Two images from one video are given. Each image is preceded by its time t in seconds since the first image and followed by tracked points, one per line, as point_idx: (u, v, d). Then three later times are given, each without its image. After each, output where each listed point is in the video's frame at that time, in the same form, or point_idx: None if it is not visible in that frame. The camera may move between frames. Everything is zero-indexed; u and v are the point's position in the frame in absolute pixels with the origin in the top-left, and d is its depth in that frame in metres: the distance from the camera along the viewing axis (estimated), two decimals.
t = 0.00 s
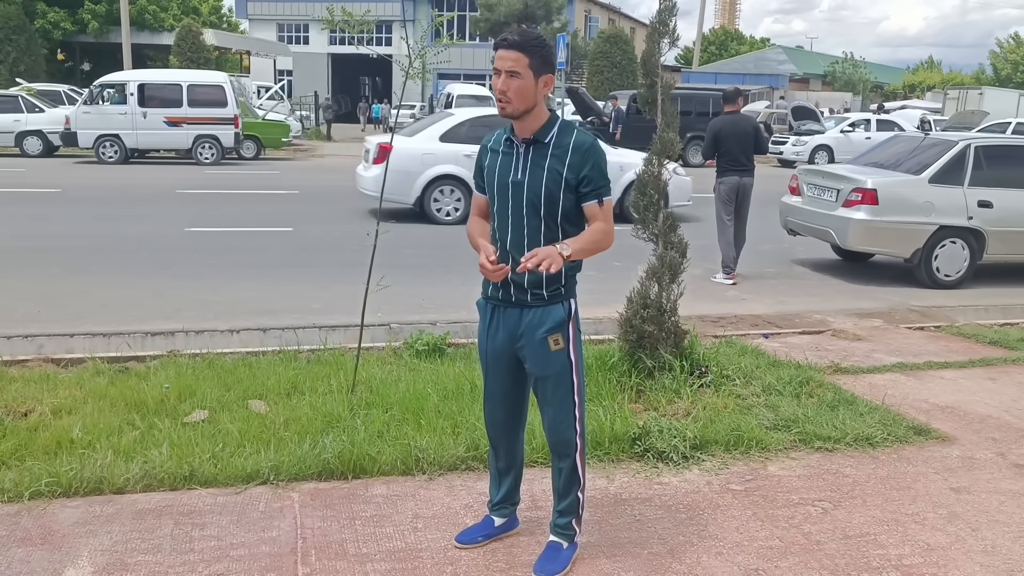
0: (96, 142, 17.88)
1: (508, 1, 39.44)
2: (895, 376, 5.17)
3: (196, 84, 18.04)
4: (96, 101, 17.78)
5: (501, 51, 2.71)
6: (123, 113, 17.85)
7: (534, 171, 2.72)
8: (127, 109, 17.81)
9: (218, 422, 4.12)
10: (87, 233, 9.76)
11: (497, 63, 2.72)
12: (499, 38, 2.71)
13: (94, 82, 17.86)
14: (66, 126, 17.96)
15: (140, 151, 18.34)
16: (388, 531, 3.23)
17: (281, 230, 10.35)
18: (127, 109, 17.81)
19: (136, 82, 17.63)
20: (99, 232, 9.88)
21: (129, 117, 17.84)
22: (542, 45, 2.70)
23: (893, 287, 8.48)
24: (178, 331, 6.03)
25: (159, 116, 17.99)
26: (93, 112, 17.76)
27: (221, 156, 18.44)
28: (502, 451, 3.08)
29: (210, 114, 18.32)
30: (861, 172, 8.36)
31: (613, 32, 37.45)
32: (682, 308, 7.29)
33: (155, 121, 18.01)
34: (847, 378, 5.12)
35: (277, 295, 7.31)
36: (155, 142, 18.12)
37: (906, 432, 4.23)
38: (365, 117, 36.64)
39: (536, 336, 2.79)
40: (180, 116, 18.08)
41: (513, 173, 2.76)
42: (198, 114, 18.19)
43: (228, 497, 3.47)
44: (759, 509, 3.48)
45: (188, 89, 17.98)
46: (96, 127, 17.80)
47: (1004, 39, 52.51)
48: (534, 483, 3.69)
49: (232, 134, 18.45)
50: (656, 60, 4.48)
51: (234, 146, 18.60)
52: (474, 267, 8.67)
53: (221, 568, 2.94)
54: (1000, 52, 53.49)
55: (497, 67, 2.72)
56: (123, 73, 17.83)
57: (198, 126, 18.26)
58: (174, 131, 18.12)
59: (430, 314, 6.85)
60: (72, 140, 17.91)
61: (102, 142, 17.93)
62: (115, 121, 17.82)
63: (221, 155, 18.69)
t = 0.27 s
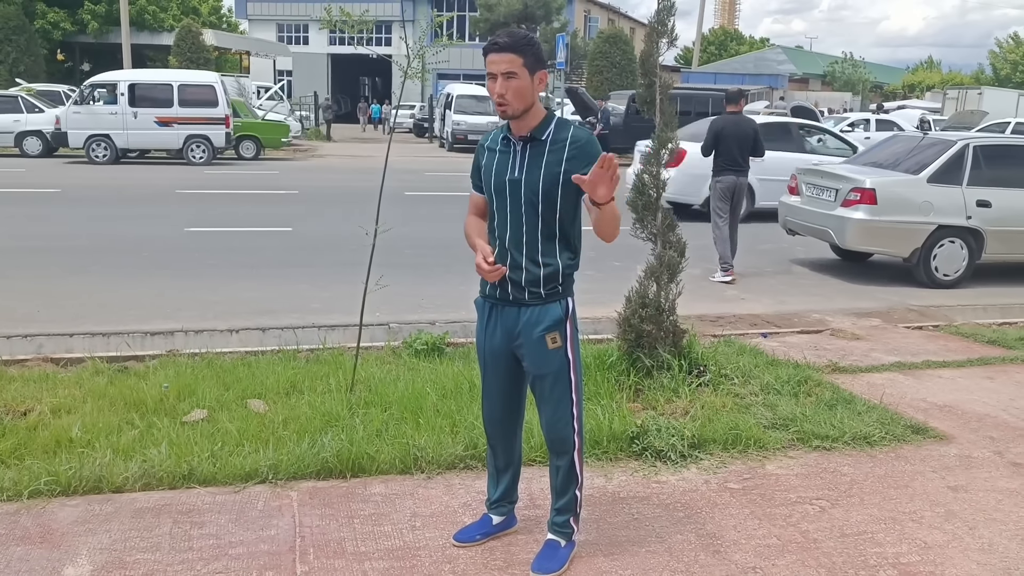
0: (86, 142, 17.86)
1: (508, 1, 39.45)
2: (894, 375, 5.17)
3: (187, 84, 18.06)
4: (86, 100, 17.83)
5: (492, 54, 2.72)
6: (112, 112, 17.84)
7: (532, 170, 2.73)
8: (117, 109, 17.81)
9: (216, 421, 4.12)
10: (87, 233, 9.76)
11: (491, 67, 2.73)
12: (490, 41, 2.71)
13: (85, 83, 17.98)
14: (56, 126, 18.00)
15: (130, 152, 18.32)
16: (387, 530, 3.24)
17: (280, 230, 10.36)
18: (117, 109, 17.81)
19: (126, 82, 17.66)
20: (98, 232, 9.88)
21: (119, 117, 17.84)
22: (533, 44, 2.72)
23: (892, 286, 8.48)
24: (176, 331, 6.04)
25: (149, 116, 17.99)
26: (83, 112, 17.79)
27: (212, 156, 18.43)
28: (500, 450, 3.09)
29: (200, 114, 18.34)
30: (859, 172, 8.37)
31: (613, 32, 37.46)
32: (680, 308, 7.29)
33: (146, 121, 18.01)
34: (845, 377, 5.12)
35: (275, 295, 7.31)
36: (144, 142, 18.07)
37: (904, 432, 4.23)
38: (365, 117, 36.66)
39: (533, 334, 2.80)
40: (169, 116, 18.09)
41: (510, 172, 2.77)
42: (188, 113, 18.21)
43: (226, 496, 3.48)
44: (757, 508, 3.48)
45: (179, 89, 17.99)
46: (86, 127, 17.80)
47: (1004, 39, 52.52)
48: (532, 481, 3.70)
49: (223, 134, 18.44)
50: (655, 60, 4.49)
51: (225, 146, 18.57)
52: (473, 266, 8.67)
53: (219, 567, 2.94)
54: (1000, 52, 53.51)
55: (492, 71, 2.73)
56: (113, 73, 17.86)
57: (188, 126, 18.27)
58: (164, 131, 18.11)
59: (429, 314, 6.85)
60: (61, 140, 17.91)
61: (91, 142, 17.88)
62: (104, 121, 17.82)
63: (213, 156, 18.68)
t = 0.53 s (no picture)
0: (80, 142, 17.88)
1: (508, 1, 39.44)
2: (892, 375, 5.18)
3: (181, 84, 18.06)
4: (79, 100, 17.84)
5: (485, 57, 2.73)
6: (106, 113, 17.86)
7: (530, 169, 2.74)
8: (110, 109, 17.82)
9: (217, 421, 4.13)
10: (86, 233, 9.77)
11: (483, 69, 2.73)
12: (481, 43, 2.72)
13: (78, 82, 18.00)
14: (49, 126, 18.01)
15: (123, 152, 18.32)
16: (386, 529, 3.25)
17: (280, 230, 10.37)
18: (111, 109, 17.83)
19: (119, 82, 17.68)
20: (98, 232, 9.89)
21: (113, 117, 17.85)
22: (524, 44, 2.73)
23: (891, 286, 8.49)
24: (176, 331, 6.04)
25: (143, 116, 18.00)
26: (76, 112, 17.80)
27: (205, 156, 18.44)
28: (500, 449, 3.10)
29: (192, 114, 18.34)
30: (858, 172, 8.39)
31: (613, 32, 37.45)
32: (679, 308, 7.29)
33: (140, 121, 18.02)
34: (844, 376, 5.14)
35: (274, 296, 7.32)
36: (138, 142, 18.07)
37: (902, 431, 4.24)
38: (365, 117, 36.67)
39: (534, 334, 2.81)
40: (163, 116, 18.08)
41: (507, 173, 2.78)
42: (181, 113, 18.20)
43: (227, 495, 3.49)
44: (755, 507, 3.49)
45: (172, 90, 18.02)
46: (79, 127, 17.81)
47: (1004, 39, 52.54)
48: (531, 481, 3.71)
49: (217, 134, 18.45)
50: (653, 60, 4.51)
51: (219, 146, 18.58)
52: (473, 266, 8.69)
53: (219, 565, 2.95)
54: (1000, 52, 53.52)
55: (484, 73, 2.74)
56: (107, 73, 17.88)
57: (182, 126, 18.28)
58: (158, 131, 18.11)
59: (428, 314, 6.86)
60: (55, 140, 17.93)
61: (85, 142, 17.89)
62: (97, 121, 17.82)
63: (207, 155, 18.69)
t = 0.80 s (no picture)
0: (77, 142, 17.87)
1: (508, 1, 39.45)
2: (890, 374, 5.19)
3: (178, 84, 18.08)
4: (76, 100, 17.85)
5: (486, 53, 2.75)
6: (101, 113, 17.86)
7: (526, 169, 2.76)
8: (107, 109, 17.83)
9: (217, 419, 4.15)
10: (86, 233, 9.78)
11: (484, 65, 2.75)
12: (483, 40, 2.75)
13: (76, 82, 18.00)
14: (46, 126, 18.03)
15: (121, 152, 18.32)
16: (386, 526, 3.27)
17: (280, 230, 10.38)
18: (108, 109, 17.84)
19: (115, 82, 17.70)
20: (97, 232, 9.90)
21: (109, 118, 17.86)
22: (524, 43, 2.78)
23: (890, 286, 8.50)
24: (176, 330, 6.06)
25: (140, 117, 18.02)
26: (73, 112, 17.81)
27: (201, 156, 18.44)
28: (499, 447, 3.12)
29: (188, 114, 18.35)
30: (857, 172, 8.40)
31: (613, 32, 37.44)
32: (678, 308, 7.31)
33: (137, 121, 18.04)
34: (843, 375, 5.15)
35: (274, 295, 7.33)
36: (135, 142, 18.10)
37: (899, 429, 4.26)
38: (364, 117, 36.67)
39: (531, 333, 2.83)
40: (159, 116, 18.10)
41: (505, 172, 2.80)
42: (177, 114, 18.22)
43: (227, 493, 3.51)
44: (753, 505, 3.51)
45: (168, 90, 18.03)
46: (76, 128, 17.83)
47: (1004, 39, 52.56)
48: (531, 478, 3.73)
49: (214, 134, 18.46)
50: (652, 60, 4.52)
51: (216, 146, 18.60)
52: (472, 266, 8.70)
53: (220, 562, 2.97)
54: (1000, 52, 53.53)
55: (485, 69, 2.76)
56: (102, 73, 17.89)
57: (179, 126, 18.30)
58: (155, 131, 18.13)
59: (428, 313, 6.87)
60: (51, 141, 17.94)
61: (82, 142, 17.90)
62: (95, 121, 17.83)
63: (204, 155, 18.70)
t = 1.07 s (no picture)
0: (77, 141, 17.86)
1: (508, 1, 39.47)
2: (889, 373, 5.20)
3: (177, 84, 18.09)
4: (76, 100, 17.86)
5: (490, 51, 2.75)
6: (100, 113, 17.86)
7: (525, 168, 2.76)
8: (106, 109, 17.84)
9: (217, 419, 4.15)
10: (86, 233, 9.79)
11: (488, 63, 2.76)
12: (487, 39, 2.75)
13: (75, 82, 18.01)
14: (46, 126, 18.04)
15: (120, 152, 18.33)
16: (386, 525, 3.28)
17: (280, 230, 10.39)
18: (107, 109, 17.84)
19: (114, 82, 17.71)
20: (97, 232, 9.91)
21: (108, 118, 17.87)
22: (529, 43, 2.78)
23: (890, 285, 8.51)
24: (176, 330, 6.06)
25: (139, 117, 18.02)
26: (72, 112, 17.81)
27: (201, 156, 18.46)
28: (497, 446, 3.13)
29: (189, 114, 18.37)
30: (857, 171, 8.41)
31: (613, 32, 37.45)
32: (678, 307, 7.31)
33: (136, 122, 18.04)
34: (842, 374, 5.16)
35: (273, 295, 7.34)
36: (135, 142, 18.11)
37: (898, 428, 4.27)
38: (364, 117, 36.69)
39: (528, 332, 2.83)
40: (158, 116, 18.11)
41: (504, 171, 2.81)
42: (177, 114, 18.23)
43: (227, 492, 3.52)
44: (752, 503, 3.52)
45: (168, 90, 18.03)
46: (75, 128, 17.84)
47: (1004, 39, 52.59)
48: (530, 477, 3.74)
49: (214, 134, 18.47)
50: (652, 60, 4.53)
51: (215, 146, 18.61)
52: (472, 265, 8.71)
53: (221, 561, 2.98)
54: (1000, 52, 53.55)
55: (489, 67, 2.76)
56: (101, 73, 17.89)
57: (178, 126, 18.31)
58: (155, 132, 18.14)
59: (427, 313, 6.88)
60: (51, 141, 17.95)
61: (81, 143, 17.90)
62: (94, 121, 17.83)
63: (203, 155, 18.71)
